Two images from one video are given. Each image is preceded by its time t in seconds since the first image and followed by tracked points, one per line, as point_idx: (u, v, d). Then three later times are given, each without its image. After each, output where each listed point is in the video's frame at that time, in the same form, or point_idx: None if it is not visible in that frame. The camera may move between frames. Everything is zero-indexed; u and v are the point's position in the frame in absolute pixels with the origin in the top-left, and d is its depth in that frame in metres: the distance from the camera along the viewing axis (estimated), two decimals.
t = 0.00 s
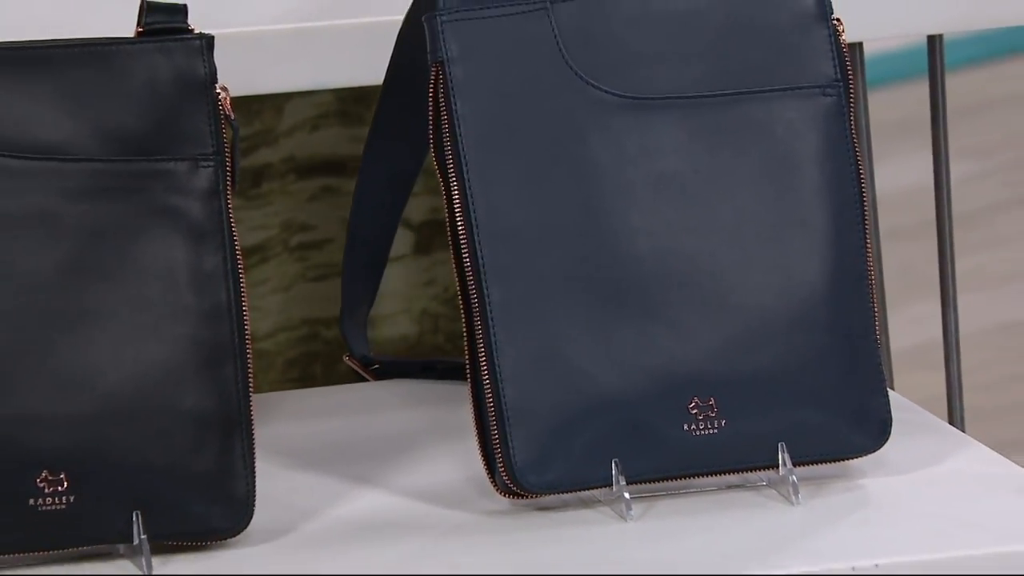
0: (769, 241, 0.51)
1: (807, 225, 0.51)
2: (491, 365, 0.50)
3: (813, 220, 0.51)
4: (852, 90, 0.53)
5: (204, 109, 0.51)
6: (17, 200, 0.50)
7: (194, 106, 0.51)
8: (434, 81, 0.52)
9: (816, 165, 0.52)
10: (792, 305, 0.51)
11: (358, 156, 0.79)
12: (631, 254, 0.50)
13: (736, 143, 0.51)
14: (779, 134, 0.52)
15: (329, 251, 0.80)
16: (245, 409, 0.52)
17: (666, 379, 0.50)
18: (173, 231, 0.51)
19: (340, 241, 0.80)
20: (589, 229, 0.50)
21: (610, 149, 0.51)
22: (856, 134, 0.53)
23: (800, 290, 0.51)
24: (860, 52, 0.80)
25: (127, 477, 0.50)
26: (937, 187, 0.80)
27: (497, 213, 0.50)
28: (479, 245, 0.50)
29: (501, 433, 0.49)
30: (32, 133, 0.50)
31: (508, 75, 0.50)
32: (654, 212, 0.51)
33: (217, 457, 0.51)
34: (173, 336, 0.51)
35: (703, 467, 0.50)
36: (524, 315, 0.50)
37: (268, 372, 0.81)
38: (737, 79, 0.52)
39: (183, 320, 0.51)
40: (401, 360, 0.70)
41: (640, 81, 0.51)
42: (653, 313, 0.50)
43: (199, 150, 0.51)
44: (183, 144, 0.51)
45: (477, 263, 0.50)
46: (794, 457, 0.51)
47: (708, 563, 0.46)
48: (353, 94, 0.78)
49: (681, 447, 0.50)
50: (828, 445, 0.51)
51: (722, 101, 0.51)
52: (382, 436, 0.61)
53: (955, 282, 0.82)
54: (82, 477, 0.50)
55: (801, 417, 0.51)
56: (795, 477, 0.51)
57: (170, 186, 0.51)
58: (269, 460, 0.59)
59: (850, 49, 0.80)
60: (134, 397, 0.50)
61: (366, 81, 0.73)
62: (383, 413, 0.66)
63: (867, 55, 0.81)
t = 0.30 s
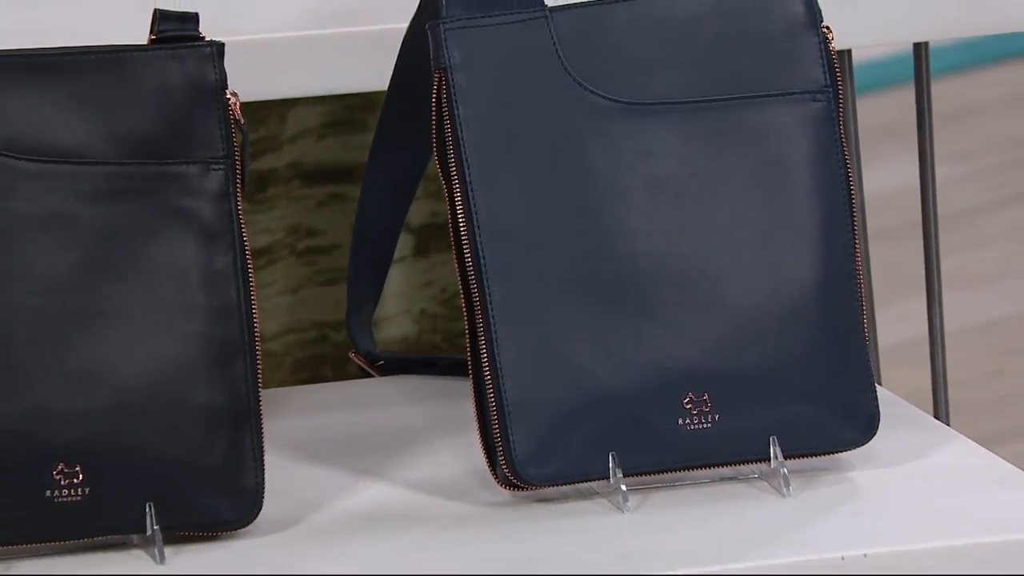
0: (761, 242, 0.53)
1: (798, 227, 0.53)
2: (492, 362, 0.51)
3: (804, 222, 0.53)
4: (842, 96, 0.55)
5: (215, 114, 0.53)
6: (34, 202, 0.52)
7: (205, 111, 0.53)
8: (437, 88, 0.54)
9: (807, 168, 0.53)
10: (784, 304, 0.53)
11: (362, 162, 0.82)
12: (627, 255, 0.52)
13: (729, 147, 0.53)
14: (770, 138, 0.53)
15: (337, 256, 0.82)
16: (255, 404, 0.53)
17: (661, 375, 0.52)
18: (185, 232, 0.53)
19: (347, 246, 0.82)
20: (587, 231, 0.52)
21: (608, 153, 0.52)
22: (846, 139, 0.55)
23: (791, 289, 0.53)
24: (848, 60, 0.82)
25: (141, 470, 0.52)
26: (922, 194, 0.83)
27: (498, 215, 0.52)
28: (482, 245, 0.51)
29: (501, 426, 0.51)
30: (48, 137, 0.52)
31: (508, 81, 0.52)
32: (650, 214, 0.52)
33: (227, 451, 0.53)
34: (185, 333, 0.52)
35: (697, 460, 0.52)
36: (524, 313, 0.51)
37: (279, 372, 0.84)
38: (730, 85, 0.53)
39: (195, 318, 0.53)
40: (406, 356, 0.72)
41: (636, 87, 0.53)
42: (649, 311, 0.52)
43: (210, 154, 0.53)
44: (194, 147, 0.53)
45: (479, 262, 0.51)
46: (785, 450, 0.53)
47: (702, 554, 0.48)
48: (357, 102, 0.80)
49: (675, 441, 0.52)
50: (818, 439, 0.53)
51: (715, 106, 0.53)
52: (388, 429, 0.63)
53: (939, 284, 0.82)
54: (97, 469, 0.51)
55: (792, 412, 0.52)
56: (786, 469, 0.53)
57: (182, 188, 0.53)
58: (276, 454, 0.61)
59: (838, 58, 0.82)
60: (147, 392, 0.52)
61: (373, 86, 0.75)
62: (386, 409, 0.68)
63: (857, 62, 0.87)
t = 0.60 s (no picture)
0: (758, 241, 0.55)
1: (795, 226, 0.55)
2: (498, 356, 0.53)
3: (800, 221, 0.55)
4: (837, 99, 0.56)
5: (231, 117, 0.55)
6: (55, 202, 0.53)
7: (221, 114, 0.55)
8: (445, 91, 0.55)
9: (803, 169, 0.55)
10: (780, 300, 0.54)
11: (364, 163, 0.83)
12: (629, 253, 0.54)
13: (727, 149, 0.55)
14: (768, 141, 0.55)
15: (339, 254, 0.84)
16: (269, 397, 0.55)
17: (662, 370, 0.54)
18: (202, 230, 0.54)
19: (348, 244, 0.85)
20: (590, 230, 0.54)
21: (610, 155, 0.54)
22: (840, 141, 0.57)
23: (787, 286, 0.55)
24: (843, 63, 0.85)
25: (160, 461, 0.53)
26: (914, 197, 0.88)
27: (504, 215, 0.53)
28: (488, 244, 0.53)
29: (508, 419, 0.53)
30: (69, 139, 0.54)
31: (515, 85, 0.54)
32: (651, 213, 0.54)
33: (243, 443, 0.55)
34: (202, 329, 0.54)
35: (698, 452, 0.54)
36: (529, 309, 0.53)
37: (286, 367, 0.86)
38: (730, 89, 0.55)
39: (211, 314, 0.54)
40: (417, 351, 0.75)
41: (638, 91, 0.54)
42: (649, 308, 0.54)
43: (226, 156, 0.55)
44: (211, 149, 0.55)
45: (486, 261, 0.53)
46: (782, 442, 0.54)
47: (701, 543, 0.50)
48: (358, 105, 0.82)
49: (676, 433, 0.53)
50: (814, 431, 0.55)
51: (715, 110, 0.55)
52: (400, 421, 0.66)
53: (932, 283, 0.89)
54: (117, 461, 0.53)
55: (789, 405, 0.54)
56: (783, 460, 0.55)
57: (199, 188, 0.54)
58: (288, 446, 0.63)
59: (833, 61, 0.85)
60: (166, 386, 0.54)
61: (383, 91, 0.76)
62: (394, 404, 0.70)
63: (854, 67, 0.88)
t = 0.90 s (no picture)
0: (766, 239, 0.56)
1: (802, 225, 0.57)
2: (514, 351, 0.55)
3: (807, 220, 0.57)
4: (843, 102, 0.58)
5: (256, 119, 0.57)
6: (86, 202, 0.55)
7: (246, 116, 0.57)
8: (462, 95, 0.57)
9: (810, 170, 0.57)
10: (787, 297, 0.56)
11: (376, 164, 0.85)
12: (641, 251, 0.56)
13: (736, 150, 0.56)
14: (775, 142, 0.57)
15: (351, 252, 0.86)
16: (292, 391, 0.57)
17: (673, 364, 0.55)
18: (228, 229, 0.56)
19: (359, 242, 0.86)
20: (603, 229, 0.56)
21: (623, 156, 0.56)
22: (846, 142, 0.58)
23: (794, 284, 0.56)
24: (849, 68, 0.84)
25: (187, 452, 0.55)
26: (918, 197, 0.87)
27: (520, 214, 0.55)
28: (504, 242, 0.55)
29: (523, 412, 0.55)
30: (99, 141, 0.56)
31: (530, 89, 0.56)
32: (662, 213, 0.56)
33: (267, 434, 0.56)
34: (228, 325, 0.56)
35: (707, 444, 0.56)
36: (544, 305, 0.55)
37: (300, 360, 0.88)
38: (738, 92, 0.57)
39: (237, 310, 0.56)
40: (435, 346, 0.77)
41: (650, 94, 0.56)
42: (660, 304, 0.56)
43: (251, 157, 0.57)
44: (236, 150, 0.57)
45: (502, 259, 0.55)
46: (788, 434, 0.56)
47: (710, 533, 0.52)
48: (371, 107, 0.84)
49: (685, 426, 0.55)
50: (820, 424, 0.56)
51: (724, 112, 0.57)
52: (418, 415, 0.68)
53: (934, 281, 0.86)
54: (145, 451, 0.55)
55: (795, 399, 0.56)
56: (789, 452, 0.57)
57: (225, 189, 0.56)
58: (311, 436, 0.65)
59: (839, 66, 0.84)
60: (192, 380, 0.56)
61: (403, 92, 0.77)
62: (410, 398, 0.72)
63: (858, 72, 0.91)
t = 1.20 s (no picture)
0: (778, 238, 0.58)
1: (812, 224, 0.58)
2: (533, 347, 0.57)
3: (818, 220, 0.58)
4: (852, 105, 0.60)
5: (283, 122, 0.59)
6: (120, 202, 0.57)
7: (274, 119, 0.58)
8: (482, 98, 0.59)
9: (820, 171, 0.59)
10: (798, 295, 0.58)
11: (383, 167, 0.87)
12: (656, 250, 0.57)
13: (748, 152, 0.58)
14: (787, 144, 0.59)
15: (356, 252, 0.88)
16: (318, 385, 0.59)
17: (687, 360, 0.57)
18: (256, 229, 0.58)
19: (365, 243, 0.88)
20: (619, 228, 0.57)
21: (638, 158, 0.58)
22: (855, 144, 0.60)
23: (805, 281, 0.58)
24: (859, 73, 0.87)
25: (216, 444, 0.57)
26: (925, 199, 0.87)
27: (539, 214, 0.57)
28: (524, 242, 0.57)
29: (542, 406, 0.57)
30: (131, 143, 0.57)
31: (549, 93, 0.57)
32: (676, 213, 0.58)
33: (293, 427, 0.58)
34: (256, 321, 0.58)
35: (720, 437, 0.57)
36: (562, 302, 0.57)
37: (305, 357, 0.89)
38: (751, 96, 0.59)
39: (265, 307, 0.58)
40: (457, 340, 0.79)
41: (665, 98, 0.58)
42: (674, 301, 0.57)
43: (278, 158, 0.58)
44: (264, 152, 0.58)
45: (521, 257, 0.57)
46: (799, 428, 0.58)
47: (723, 524, 0.54)
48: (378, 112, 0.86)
49: (699, 420, 0.57)
50: (830, 417, 0.58)
51: (737, 115, 0.58)
52: (439, 409, 0.70)
53: (941, 280, 0.87)
54: (175, 443, 0.57)
55: (806, 393, 0.58)
56: (800, 445, 0.58)
57: (253, 189, 0.58)
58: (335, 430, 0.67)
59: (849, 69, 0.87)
60: (222, 374, 0.57)
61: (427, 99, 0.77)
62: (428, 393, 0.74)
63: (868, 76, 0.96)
